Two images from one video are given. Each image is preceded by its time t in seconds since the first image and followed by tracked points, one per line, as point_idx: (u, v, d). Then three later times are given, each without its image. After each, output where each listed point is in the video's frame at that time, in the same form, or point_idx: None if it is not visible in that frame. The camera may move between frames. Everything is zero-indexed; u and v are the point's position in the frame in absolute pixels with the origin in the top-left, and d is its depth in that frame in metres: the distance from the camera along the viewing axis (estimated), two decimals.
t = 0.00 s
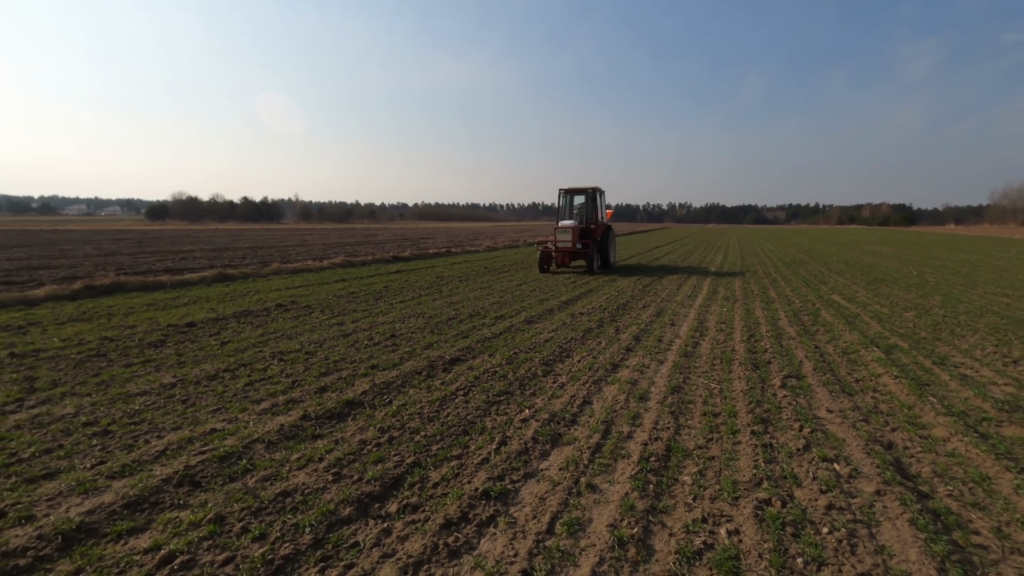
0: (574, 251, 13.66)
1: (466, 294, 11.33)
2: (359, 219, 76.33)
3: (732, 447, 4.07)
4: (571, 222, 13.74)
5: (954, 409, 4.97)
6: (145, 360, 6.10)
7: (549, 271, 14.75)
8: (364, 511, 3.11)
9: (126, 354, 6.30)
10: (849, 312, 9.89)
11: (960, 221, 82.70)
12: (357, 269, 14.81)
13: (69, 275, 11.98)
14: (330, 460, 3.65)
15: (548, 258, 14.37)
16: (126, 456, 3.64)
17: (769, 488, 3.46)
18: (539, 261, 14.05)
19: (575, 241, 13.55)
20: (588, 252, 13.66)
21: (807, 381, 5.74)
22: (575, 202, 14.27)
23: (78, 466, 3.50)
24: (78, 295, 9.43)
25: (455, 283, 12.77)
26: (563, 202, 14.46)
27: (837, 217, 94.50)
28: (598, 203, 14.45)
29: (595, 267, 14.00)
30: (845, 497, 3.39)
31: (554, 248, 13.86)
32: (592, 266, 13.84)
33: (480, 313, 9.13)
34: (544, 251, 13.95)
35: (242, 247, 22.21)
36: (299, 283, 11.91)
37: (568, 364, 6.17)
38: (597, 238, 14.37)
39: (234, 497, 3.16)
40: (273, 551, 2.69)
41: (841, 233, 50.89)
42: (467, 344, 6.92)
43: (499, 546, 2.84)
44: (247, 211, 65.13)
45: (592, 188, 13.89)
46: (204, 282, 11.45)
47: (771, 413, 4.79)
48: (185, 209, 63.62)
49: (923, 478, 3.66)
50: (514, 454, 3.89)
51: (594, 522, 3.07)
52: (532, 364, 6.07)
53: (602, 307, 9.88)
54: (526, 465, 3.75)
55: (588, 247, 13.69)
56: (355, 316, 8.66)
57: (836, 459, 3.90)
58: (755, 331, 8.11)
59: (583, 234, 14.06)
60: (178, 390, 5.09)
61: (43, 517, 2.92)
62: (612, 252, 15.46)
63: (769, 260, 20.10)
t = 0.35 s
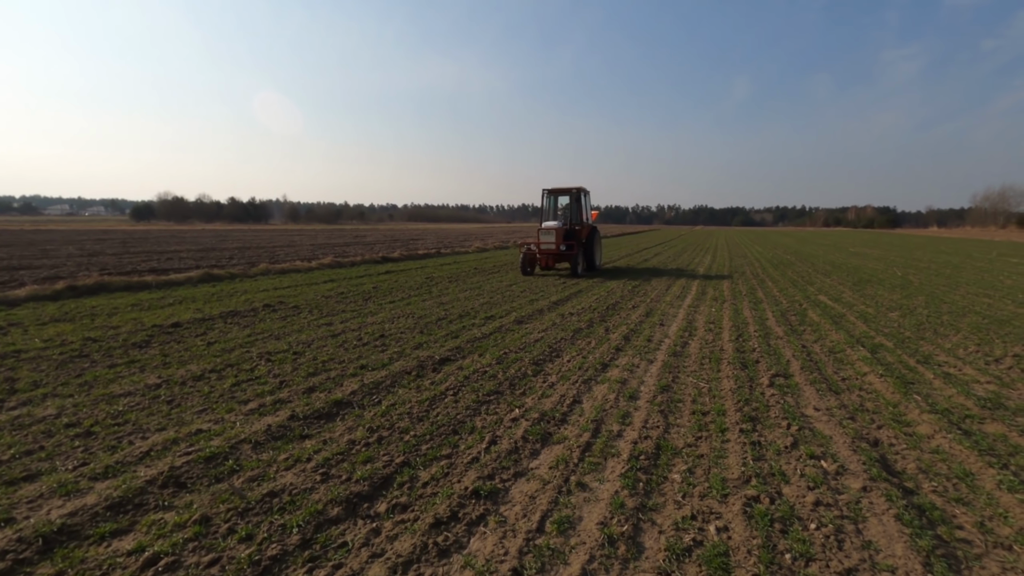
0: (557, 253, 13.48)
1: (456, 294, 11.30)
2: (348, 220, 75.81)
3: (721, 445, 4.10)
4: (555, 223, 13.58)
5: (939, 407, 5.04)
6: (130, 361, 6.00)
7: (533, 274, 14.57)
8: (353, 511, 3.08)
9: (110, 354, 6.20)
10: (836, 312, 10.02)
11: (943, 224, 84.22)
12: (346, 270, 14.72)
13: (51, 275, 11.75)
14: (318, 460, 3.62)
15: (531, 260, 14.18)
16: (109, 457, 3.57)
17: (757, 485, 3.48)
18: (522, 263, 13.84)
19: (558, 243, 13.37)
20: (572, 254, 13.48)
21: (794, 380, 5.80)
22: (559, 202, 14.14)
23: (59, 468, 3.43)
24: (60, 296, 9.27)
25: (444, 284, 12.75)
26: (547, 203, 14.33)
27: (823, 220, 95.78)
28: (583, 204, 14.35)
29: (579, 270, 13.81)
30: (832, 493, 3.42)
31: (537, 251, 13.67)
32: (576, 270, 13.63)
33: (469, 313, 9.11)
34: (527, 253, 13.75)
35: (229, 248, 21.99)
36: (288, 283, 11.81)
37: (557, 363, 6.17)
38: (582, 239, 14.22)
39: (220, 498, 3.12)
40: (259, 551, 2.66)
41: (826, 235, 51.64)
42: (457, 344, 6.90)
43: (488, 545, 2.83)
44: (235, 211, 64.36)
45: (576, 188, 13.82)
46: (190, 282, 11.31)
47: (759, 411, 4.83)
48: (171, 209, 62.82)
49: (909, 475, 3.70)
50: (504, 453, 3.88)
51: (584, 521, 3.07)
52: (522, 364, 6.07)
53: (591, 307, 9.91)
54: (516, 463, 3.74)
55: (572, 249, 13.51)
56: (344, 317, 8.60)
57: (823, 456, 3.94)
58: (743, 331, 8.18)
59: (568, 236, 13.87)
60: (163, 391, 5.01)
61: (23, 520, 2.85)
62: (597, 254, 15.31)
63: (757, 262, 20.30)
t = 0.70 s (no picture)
0: (549, 256, 13.31)
1: (454, 296, 11.30)
2: (347, 221, 75.67)
3: (720, 448, 4.11)
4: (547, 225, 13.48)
5: (936, 411, 5.07)
6: (129, 361, 6.00)
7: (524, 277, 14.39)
8: (353, 513, 3.08)
9: (109, 355, 6.19)
10: (834, 315, 10.05)
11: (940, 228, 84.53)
12: (345, 271, 14.71)
13: (50, 274, 11.73)
14: (319, 462, 3.62)
15: (523, 264, 14.00)
16: (109, 458, 3.58)
17: (756, 488, 3.50)
18: (513, 266, 13.65)
19: (550, 245, 13.21)
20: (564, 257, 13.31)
21: (793, 383, 5.82)
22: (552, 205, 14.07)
23: (60, 468, 3.43)
24: (59, 296, 9.26)
25: (443, 285, 12.77)
26: (540, 205, 14.25)
27: (821, 223, 96.06)
28: (576, 206, 14.28)
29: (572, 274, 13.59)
30: (830, 496, 3.44)
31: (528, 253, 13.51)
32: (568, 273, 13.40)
33: (468, 315, 9.12)
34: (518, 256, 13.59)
35: (228, 248, 21.94)
36: (287, 284, 11.81)
37: (557, 366, 6.19)
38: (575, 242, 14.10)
39: (221, 499, 3.12)
40: (260, 553, 2.66)
41: (824, 238, 51.80)
42: (456, 346, 6.91)
43: (489, 547, 2.84)
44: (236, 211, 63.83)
45: (570, 190, 13.74)
46: (189, 283, 11.30)
47: (758, 414, 4.84)
48: (170, 209, 62.72)
49: (906, 478, 3.73)
50: (504, 455, 3.89)
51: (584, 523, 3.08)
52: (522, 366, 6.08)
53: (590, 309, 9.94)
54: (516, 466, 3.75)
55: (564, 251, 13.34)
56: (343, 318, 8.61)
57: (821, 459, 3.96)
58: (741, 334, 8.21)
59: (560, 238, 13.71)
60: (163, 392, 5.01)
61: (24, 520, 2.85)
62: (592, 259, 15.08)
63: (755, 265, 20.37)
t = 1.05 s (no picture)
0: (541, 256, 13.05)
1: (454, 295, 11.30)
2: (347, 218, 75.46)
3: (720, 447, 4.12)
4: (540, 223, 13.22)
5: (935, 411, 5.08)
6: (129, 358, 5.99)
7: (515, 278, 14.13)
8: (353, 511, 3.09)
9: (109, 352, 6.19)
10: (833, 315, 10.05)
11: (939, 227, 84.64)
12: (345, 268, 14.72)
13: (49, 271, 11.72)
14: (319, 459, 3.63)
15: (514, 264, 13.70)
16: (109, 455, 3.58)
17: (756, 487, 3.51)
18: (503, 265, 13.36)
19: (542, 245, 12.95)
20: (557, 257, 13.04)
21: (792, 383, 5.82)
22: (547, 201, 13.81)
23: (60, 466, 3.43)
24: (58, 292, 9.25)
25: (443, 284, 12.76)
26: (534, 202, 14.01)
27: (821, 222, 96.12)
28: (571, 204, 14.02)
29: (564, 275, 13.30)
30: (829, 496, 3.45)
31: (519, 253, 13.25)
32: (560, 274, 13.13)
33: (468, 313, 9.12)
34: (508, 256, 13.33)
35: (228, 245, 21.93)
36: (286, 281, 11.81)
37: (556, 364, 6.19)
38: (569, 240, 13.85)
39: (221, 496, 3.12)
40: (261, 551, 2.67)
41: (823, 238, 51.90)
42: (456, 344, 6.91)
43: (489, 545, 2.84)
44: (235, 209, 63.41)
45: (564, 186, 13.46)
46: (189, 280, 11.29)
47: (757, 414, 4.85)
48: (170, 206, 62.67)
49: (905, 478, 3.74)
50: (504, 454, 3.90)
51: (583, 521, 3.09)
52: (521, 365, 6.09)
53: (590, 308, 9.95)
54: (516, 464, 3.76)
55: (556, 251, 13.08)
56: (343, 316, 8.61)
57: (821, 458, 3.97)
58: (741, 333, 8.22)
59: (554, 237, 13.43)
60: (162, 389, 5.01)
61: (25, 517, 2.86)
62: (586, 259, 14.80)
63: (755, 264, 20.40)
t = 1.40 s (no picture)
0: (533, 257, 12.78)
1: (455, 295, 11.30)
2: (348, 217, 75.43)
3: (719, 450, 4.13)
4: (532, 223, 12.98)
5: (934, 414, 5.09)
6: (129, 358, 6.00)
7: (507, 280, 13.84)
8: (354, 513, 3.10)
9: (109, 352, 6.19)
10: (833, 318, 10.05)
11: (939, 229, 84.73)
12: (345, 268, 14.73)
13: (49, 270, 11.73)
14: (319, 461, 3.63)
15: (506, 266, 13.42)
16: (110, 456, 3.58)
17: (755, 490, 3.52)
18: (494, 267, 13.09)
19: (534, 246, 12.68)
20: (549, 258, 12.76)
21: (792, 385, 5.83)
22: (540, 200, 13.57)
23: (61, 466, 3.43)
24: (59, 291, 9.25)
25: (443, 284, 12.77)
26: (528, 201, 13.76)
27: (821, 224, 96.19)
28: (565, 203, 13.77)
29: (557, 277, 12.99)
30: (829, 499, 3.46)
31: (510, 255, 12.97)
32: (553, 276, 12.83)
33: (468, 314, 9.12)
34: (499, 258, 13.04)
35: (228, 244, 21.94)
36: (286, 281, 11.82)
37: (556, 366, 6.20)
38: (563, 241, 13.60)
39: (222, 498, 3.13)
40: (261, 552, 2.67)
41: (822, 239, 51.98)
42: (456, 345, 6.92)
43: (489, 547, 2.85)
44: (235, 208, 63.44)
45: (558, 186, 13.21)
46: (189, 279, 11.30)
47: (757, 416, 4.86)
48: (170, 204, 62.71)
49: (904, 482, 3.75)
50: (504, 455, 3.91)
51: (583, 524, 3.10)
52: (521, 366, 6.10)
53: (590, 309, 9.96)
54: (516, 466, 3.76)
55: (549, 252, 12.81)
56: (343, 316, 8.62)
57: (820, 462, 3.99)
58: (740, 335, 8.23)
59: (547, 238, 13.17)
60: (163, 389, 5.02)
61: (25, 517, 2.86)
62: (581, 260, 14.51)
63: (755, 265, 20.43)
